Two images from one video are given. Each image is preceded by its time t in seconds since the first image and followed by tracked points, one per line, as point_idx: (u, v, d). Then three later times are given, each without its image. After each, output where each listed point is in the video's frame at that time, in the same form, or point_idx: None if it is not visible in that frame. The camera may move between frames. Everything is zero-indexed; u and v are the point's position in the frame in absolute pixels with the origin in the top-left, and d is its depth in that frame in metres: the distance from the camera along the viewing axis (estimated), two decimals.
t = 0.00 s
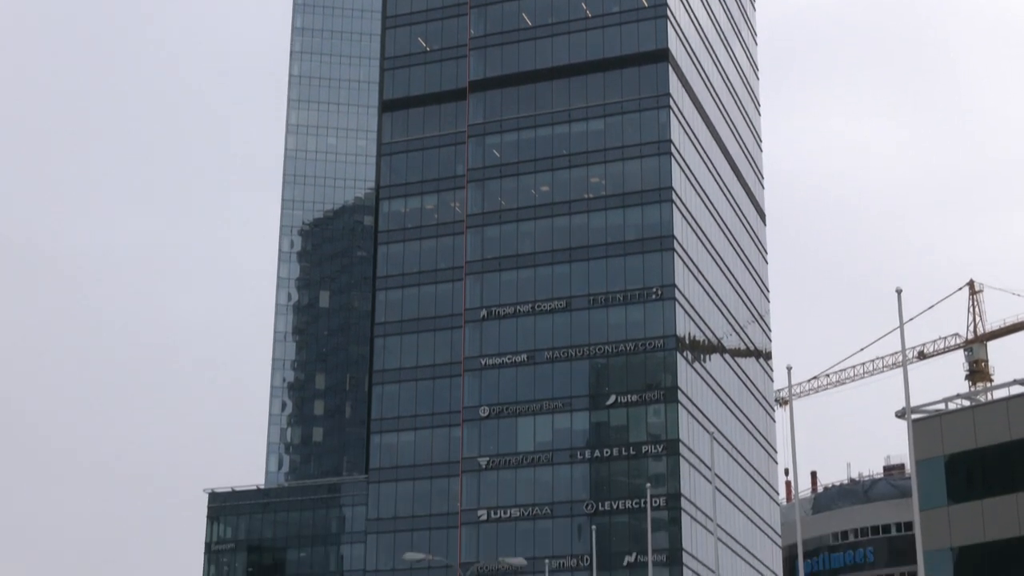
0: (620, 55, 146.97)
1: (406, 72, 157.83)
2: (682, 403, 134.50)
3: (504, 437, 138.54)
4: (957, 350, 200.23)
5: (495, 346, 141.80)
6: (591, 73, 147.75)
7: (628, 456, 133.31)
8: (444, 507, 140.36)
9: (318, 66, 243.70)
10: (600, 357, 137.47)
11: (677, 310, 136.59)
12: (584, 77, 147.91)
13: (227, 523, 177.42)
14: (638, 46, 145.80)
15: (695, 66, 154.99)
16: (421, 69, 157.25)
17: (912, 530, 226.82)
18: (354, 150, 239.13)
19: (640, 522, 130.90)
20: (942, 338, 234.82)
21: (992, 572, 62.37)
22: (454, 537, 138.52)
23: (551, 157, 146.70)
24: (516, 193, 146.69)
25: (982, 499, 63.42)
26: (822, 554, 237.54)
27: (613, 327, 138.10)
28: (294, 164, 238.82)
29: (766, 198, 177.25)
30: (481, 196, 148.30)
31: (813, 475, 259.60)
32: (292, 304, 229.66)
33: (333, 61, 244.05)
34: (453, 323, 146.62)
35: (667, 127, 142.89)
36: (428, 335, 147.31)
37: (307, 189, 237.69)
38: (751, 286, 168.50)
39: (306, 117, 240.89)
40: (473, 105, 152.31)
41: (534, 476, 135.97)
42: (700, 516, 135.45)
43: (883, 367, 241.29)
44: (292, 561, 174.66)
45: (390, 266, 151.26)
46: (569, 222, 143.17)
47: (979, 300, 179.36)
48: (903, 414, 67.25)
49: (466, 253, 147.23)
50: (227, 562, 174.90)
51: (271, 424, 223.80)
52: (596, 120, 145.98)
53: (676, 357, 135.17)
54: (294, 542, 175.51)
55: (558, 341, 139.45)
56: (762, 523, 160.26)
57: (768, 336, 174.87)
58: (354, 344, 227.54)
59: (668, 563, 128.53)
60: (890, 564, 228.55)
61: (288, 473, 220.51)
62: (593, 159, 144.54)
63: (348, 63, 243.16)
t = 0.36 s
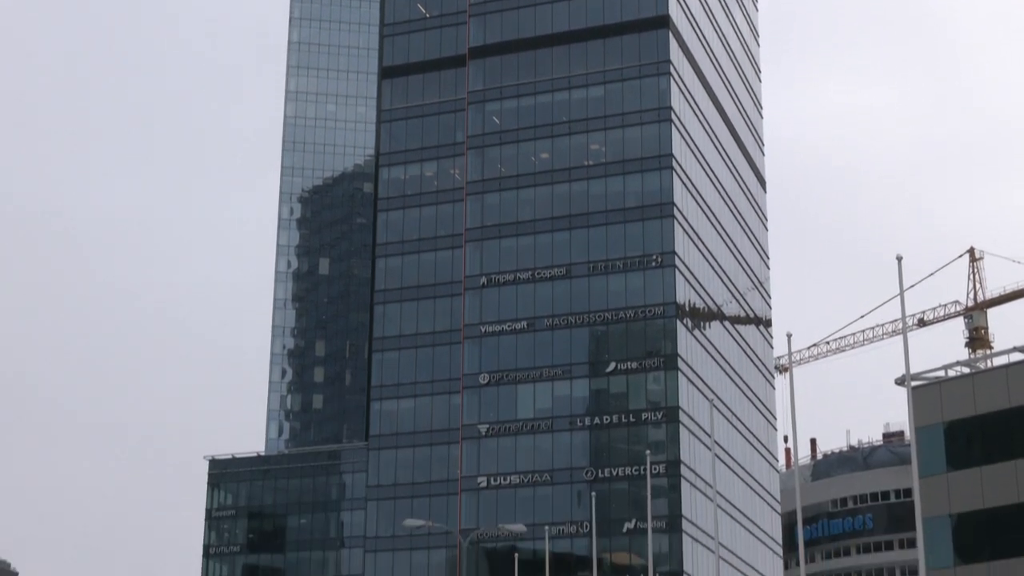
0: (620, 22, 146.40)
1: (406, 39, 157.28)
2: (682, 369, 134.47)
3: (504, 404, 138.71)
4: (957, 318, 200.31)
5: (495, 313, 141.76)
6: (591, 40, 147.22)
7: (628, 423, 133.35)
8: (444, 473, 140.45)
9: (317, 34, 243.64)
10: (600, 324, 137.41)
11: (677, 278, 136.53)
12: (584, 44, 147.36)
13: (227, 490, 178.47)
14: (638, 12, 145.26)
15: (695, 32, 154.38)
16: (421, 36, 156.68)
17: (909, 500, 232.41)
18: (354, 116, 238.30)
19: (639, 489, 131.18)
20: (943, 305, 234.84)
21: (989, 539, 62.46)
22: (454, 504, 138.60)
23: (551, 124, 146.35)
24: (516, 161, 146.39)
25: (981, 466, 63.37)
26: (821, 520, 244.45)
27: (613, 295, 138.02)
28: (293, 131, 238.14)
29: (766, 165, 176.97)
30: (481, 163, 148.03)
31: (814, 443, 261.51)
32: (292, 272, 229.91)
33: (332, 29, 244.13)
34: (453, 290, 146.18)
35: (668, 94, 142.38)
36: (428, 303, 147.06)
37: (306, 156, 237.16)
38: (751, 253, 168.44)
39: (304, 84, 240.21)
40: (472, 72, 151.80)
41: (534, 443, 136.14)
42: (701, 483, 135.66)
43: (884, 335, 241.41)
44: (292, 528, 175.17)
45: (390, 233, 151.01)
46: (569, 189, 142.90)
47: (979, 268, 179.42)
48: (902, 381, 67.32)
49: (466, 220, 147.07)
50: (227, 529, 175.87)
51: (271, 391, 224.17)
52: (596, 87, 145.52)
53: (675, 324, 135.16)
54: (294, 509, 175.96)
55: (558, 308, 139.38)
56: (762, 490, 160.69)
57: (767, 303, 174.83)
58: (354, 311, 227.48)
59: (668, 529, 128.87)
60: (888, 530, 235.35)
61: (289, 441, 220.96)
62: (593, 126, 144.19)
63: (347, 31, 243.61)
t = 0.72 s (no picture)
0: None
1: (405, 8, 157.02)
2: (682, 338, 134.59)
3: (504, 371, 138.97)
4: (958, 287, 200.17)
5: (495, 282, 141.85)
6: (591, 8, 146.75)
7: (628, 392, 133.70)
8: (444, 442, 140.93)
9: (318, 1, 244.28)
10: (599, 293, 137.57)
11: (677, 246, 136.51)
12: (584, 12, 146.89)
13: (228, 458, 178.51)
14: None
15: None
16: (420, 4, 156.42)
17: (908, 468, 232.82)
18: (353, 85, 239.76)
19: (639, 457, 131.56)
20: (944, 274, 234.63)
21: (988, 507, 62.68)
22: (454, 472, 139.32)
23: (551, 93, 146.09)
24: (516, 129, 146.18)
25: (980, 434, 63.59)
26: (820, 488, 245.41)
27: (613, 263, 138.08)
28: (293, 100, 239.83)
29: (766, 133, 176.71)
30: (480, 131, 147.84)
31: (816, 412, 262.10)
32: (292, 241, 230.32)
33: None
34: (453, 259, 146.37)
35: (668, 62, 141.96)
36: (428, 271, 147.15)
37: (306, 124, 237.75)
38: (751, 222, 168.35)
39: (304, 53, 242.09)
40: (472, 41, 151.38)
41: (534, 411, 136.41)
42: (700, 451, 136.25)
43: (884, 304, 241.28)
44: (292, 495, 175.86)
45: (390, 201, 150.91)
46: (569, 157, 142.80)
47: (978, 236, 179.25)
48: (902, 348, 68.07)
49: (466, 189, 146.92)
50: (229, 496, 176.29)
51: (271, 359, 224.47)
52: (596, 55, 145.11)
53: (675, 293, 135.20)
54: (294, 477, 176.46)
55: (558, 277, 139.49)
56: (762, 458, 161.21)
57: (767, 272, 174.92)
58: (354, 280, 226.90)
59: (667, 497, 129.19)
60: (887, 498, 236.08)
61: (289, 409, 221.62)
62: (593, 94, 143.94)
63: None
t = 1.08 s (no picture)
0: None
1: None
2: (682, 301, 134.64)
3: (504, 334, 139.16)
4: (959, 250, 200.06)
5: (495, 246, 141.85)
6: None
7: (628, 354, 133.87)
8: (444, 404, 140.83)
9: None
10: (599, 256, 137.52)
11: (677, 209, 136.35)
12: None
13: (229, 421, 178.48)
14: None
15: None
16: None
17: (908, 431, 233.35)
18: (353, 47, 239.69)
19: (639, 420, 131.82)
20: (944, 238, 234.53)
21: (987, 470, 62.85)
22: (454, 435, 139.32)
23: (551, 56, 145.63)
24: (516, 92, 145.78)
25: (978, 397, 63.70)
26: (819, 452, 246.04)
27: (613, 226, 137.96)
28: (292, 62, 239.53)
29: (766, 96, 176.25)
30: (481, 95, 147.52)
31: (813, 373, 262.24)
32: (292, 204, 230.03)
33: None
34: (453, 222, 145.96)
35: (668, 24, 141.33)
36: (427, 235, 146.95)
37: (306, 87, 237.44)
38: (751, 185, 168.12)
39: (304, 16, 242.66)
40: (473, 4, 150.98)
41: (534, 374, 136.61)
42: (700, 414, 136.76)
43: (884, 268, 241.20)
44: (292, 459, 176.17)
45: (390, 164, 150.78)
46: (569, 120, 142.53)
47: (978, 200, 179.09)
48: (902, 311, 68.01)
49: (466, 152, 146.85)
50: (230, 460, 176.62)
51: (272, 322, 224.99)
52: (596, 17, 144.55)
53: (675, 256, 135.09)
54: (294, 440, 176.84)
55: (558, 240, 139.43)
56: (761, 421, 161.48)
57: (767, 235, 174.66)
58: (354, 243, 226.91)
59: (667, 460, 129.46)
60: (886, 461, 237.05)
61: (289, 371, 222.07)
62: (593, 57, 143.49)
63: None
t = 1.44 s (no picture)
0: None
1: None
2: (682, 262, 134.66)
3: (504, 295, 139.16)
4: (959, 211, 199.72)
5: (496, 206, 141.63)
6: None
7: (628, 315, 133.88)
8: (444, 365, 141.20)
9: None
10: (599, 217, 137.39)
11: (677, 170, 136.10)
12: None
13: (228, 381, 178.60)
14: None
15: None
16: None
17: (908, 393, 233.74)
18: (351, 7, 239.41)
19: (639, 381, 132.06)
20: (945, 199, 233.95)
21: (986, 431, 62.99)
22: (454, 396, 139.63)
23: (551, 16, 144.90)
24: (516, 53, 145.16)
25: (978, 358, 63.73)
26: (818, 413, 246.76)
27: (613, 187, 137.75)
28: (291, 23, 239.83)
29: (767, 55, 175.44)
30: (480, 55, 146.79)
31: (813, 334, 262.07)
32: (292, 164, 230.17)
33: None
34: (453, 183, 145.93)
35: None
36: (427, 196, 146.82)
37: (305, 48, 237.27)
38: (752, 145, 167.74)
39: None
40: None
41: (534, 334, 136.67)
42: (700, 375, 136.96)
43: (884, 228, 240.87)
44: (292, 419, 176.62)
45: (390, 125, 150.30)
46: (569, 81, 142.07)
47: (979, 160, 178.39)
48: (903, 273, 67.87)
49: (465, 113, 146.35)
50: (229, 420, 176.59)
51: (271, 283, 224.82)
52: None
53: (675, 217, 134.94)
54: (294, 401, 177.16)
55: (558, 201, 139.28)
56: (761, 382, 161.67)
57: (768, 195, 174.38)
58: (354, 205, 225.89)
59: (666, 421, 129.81)
60: (885, 423, 237.71)
61: (289, 332, 222.79)
62: (593, 17, 142.74)
63: None
